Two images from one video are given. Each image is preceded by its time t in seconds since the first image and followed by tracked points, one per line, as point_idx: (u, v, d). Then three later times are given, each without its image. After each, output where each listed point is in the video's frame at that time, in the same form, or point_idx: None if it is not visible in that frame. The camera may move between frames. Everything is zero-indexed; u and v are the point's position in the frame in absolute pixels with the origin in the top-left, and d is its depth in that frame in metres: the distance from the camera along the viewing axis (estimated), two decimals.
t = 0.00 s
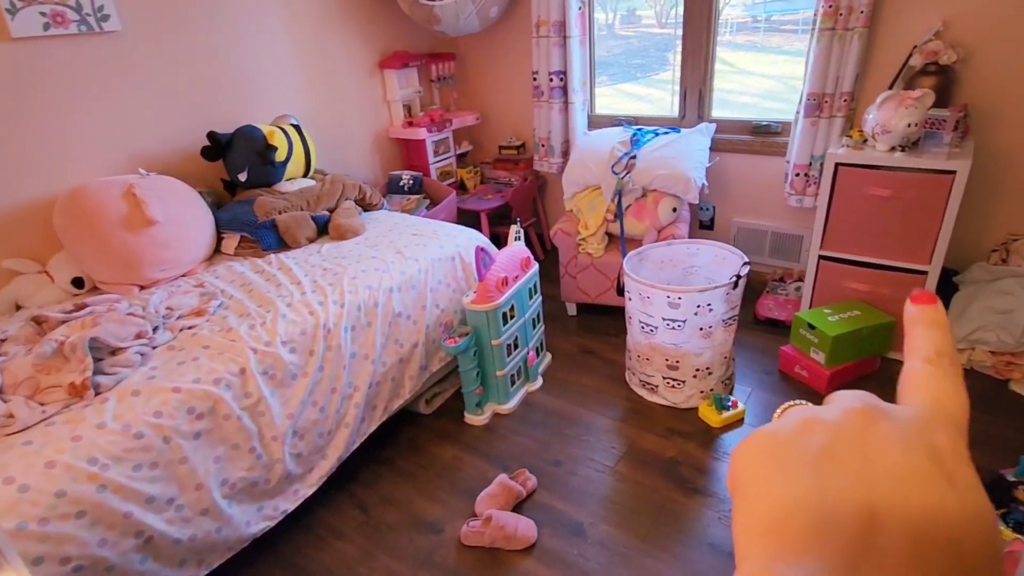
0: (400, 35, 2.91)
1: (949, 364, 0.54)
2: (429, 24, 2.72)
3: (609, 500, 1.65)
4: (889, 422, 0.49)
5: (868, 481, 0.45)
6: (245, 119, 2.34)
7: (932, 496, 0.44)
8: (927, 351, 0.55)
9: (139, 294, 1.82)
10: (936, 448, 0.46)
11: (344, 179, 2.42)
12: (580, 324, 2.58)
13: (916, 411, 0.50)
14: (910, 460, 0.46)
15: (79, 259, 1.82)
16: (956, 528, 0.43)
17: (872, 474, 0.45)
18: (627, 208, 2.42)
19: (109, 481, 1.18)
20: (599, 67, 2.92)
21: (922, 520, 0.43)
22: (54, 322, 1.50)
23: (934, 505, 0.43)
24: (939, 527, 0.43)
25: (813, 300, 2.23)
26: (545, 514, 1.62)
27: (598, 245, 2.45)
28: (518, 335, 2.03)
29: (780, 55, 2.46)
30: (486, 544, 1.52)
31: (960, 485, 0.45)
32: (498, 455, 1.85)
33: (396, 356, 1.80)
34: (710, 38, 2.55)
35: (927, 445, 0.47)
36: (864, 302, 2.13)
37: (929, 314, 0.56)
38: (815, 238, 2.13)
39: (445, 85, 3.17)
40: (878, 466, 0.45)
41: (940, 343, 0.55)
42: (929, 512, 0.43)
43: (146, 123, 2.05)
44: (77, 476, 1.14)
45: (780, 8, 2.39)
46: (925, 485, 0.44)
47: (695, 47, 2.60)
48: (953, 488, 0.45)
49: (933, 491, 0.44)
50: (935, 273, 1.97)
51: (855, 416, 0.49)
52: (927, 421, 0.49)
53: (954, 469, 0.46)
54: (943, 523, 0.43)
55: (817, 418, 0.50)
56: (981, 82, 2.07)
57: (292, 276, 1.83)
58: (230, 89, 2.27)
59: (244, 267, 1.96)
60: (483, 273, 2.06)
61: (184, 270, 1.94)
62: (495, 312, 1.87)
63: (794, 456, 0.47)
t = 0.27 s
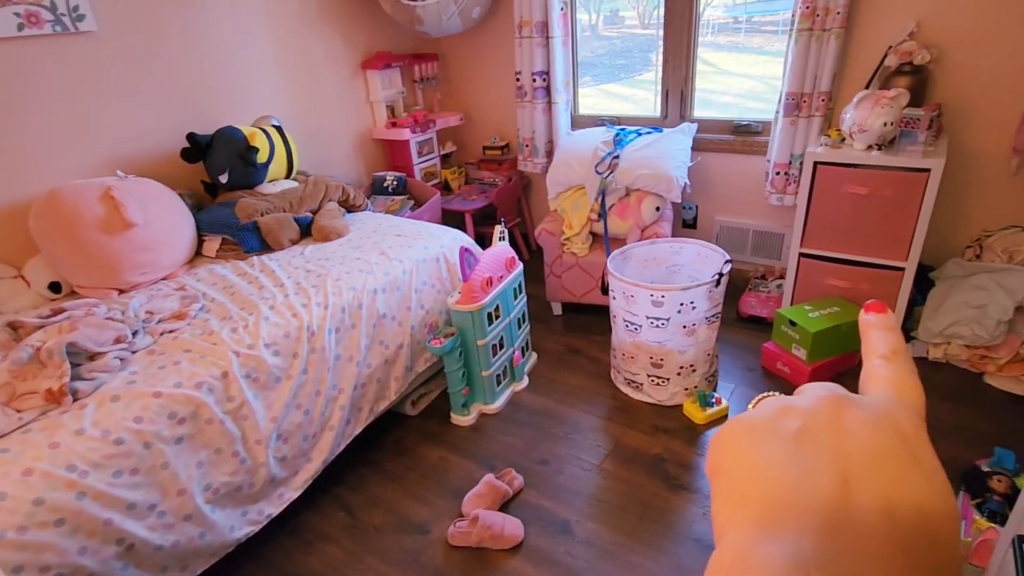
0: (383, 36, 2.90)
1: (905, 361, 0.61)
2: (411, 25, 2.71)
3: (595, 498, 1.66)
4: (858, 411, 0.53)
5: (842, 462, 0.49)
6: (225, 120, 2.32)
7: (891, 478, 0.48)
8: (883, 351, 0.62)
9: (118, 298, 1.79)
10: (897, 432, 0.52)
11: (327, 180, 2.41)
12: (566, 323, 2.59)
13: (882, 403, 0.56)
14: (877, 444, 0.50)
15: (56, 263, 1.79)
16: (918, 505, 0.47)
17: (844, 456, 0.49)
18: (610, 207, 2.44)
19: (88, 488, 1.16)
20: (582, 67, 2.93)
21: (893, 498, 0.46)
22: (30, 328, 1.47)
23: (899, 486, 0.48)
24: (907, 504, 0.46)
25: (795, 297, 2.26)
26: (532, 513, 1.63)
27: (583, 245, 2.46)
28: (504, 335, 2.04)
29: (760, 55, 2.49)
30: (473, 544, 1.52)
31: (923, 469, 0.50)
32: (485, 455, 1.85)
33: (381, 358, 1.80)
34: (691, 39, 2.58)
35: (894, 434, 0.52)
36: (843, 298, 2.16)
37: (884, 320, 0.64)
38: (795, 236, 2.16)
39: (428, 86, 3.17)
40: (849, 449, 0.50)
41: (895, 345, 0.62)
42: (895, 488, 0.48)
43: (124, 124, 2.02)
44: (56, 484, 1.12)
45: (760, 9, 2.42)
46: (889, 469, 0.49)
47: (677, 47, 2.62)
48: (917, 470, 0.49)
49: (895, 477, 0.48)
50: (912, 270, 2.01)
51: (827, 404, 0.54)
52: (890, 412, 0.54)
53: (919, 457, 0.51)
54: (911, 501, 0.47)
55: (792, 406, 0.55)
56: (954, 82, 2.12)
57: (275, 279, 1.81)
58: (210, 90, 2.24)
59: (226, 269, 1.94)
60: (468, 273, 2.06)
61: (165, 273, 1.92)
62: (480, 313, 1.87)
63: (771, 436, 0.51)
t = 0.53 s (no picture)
0: (373, 36, 2.90)
1: (894, 360, 0.62)
2: (402, 25, 2.70)
3: (588, 497, 1.66)
4: (844, 413, 0.54)
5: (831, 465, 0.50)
6: (215, 121, 2.30)
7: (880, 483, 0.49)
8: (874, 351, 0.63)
9: (107, 300, 1.78)
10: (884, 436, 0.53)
11: (318, 181, 2.40)
12: (558, 323, 2.59)
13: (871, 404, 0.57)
14: (865, 446, 0.51)
15: (44, 265, 1.77)
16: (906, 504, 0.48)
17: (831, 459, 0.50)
18: (602, 207, 2.45)
19: (78, 492, 1.15)
20: (574, 67, 2.94)
21: (878, 503, 0.47)
22: (18, 330, 1.46)
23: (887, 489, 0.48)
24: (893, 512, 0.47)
25: (785, 295, 2.28)
26: (525, 513, 1.63)
27: (575, 244, 2.47)
28: (496, 335, 2.04)
29: (751, 55, 2.51)
30: (467, 544, 1.52)
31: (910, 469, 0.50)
32: (478, 455, 1.85)
33: (373, 358, 1.79)
34: (682, 38, 2.59)
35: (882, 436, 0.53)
36: (833, 296, 2.18)
37: (876, 317, 0.65)
38: (785, 234, 2.17)
39: (420, 86, 3.16)
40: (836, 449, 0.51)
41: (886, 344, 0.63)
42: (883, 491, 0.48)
43: (112, 125, 2.01)
44: (45, 488, 1.11)
45: (749, 9, 2.43)
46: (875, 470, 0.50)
47: (667, 48, 2.63)
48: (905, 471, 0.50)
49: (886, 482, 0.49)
50: (900, 268, 2.03)
51: (814, 406, 0.55)
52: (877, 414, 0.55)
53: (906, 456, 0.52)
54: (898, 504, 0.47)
55: (780, 409, 0.55)
56: (941, 81, 2.14)
57: (266, 280, 1.80)
58: (200, 91, 2.23)
59: (217, 271, 1.92)
60: (460, 273, 2.06)
61: (154, 275, 1.90)
62: (473, 313, 1.87)
63: (759, 438, 0.52)
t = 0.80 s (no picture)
0: (373, 35, 2.89)
1: (864, 432, 0.64)
2: (402, 24, 2.70)
3: (590, 496, 1.66)
4: (805, 500, 0.58)
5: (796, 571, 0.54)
6: (215, 120, 2.30)
7: None
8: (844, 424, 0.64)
9: (108, 299, 1.78)
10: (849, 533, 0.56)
11: (319, 180, 2.40)
12: (559, 322, 2.59)
13: (838, 494, 0.59)
14: (822, 543, 0.55)
15: (45, 265, 1.77)
16: None
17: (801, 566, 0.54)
18: (603, 206, 2.44)
19: (79, 492, 1.14)
20: (574, 66, 2.94)
21: None
22: (18, 330, 1.45)
23: None
24: None
25: (787, 294, 2.28)
26: (527, 512, 1.63)
27: (576, 243, 2.47)
28: (497, 334, 2.03)
29: (751, 54, 2.50)
30: (469, 543, 1.52)
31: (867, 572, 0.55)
32: (479, 454, 1.84)
33: (374, 357, 1.79)
34: (682, 38, 2.58)
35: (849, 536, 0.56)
36: (835, 295, 2.18)
37: (849, 382, 0.65)
38: (787, 233, 2.17)
39: (420, 85, 3.16)
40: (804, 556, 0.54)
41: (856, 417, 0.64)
42: None
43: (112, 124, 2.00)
44: (45, 487, 1.11)
45: (749, 8, 2.43)
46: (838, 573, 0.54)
47: (668, 47, 2.62)
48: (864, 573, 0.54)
49: None
50: (902, 267, 2.02)
51: (779, 492, 0.58)
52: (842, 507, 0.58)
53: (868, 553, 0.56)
54: None
55: (748, 494, 0.59)
56: (942, 80, 2.14)
57: (267, 279, 1.80)
58: (200, 90, 2.23)
59: (217, 270, 1.92)
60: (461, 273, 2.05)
61: (155, 274, 1.90)
62: (474, 312, 1.87)
63: (721, 531, 0.56)
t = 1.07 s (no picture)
0: (382, 37, 2.90)
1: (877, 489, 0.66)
2: (411, 25, 2.71)
3: (598, 497, 1.66)
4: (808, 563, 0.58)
5: None
6: (226, 122, 2.32)
7: None
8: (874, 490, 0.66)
9: (120, 299, 1.79)
10: None
11: (328, 181, 2.41)
12: (567, 323, 2.59)
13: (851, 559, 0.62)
14: None
15: (58, 265, 1.79)
16: None
17: None
18: (611, 207, 2.44)
19: (92, 490, 1.16)
20: (582, 67, 2.94)
21: None
22: (32, 329, 1.47)
23: None
24: None
25: (796, 296, 2.26)
26: (534, 513, 1.63)
27: (583, 244, 2.47)
28: (505, 335, 2.04)
29: (759, 55, 2.50)
30: (477, 544, 1.52)
31: None
32: (487, 455, 1.85)
33: (383, 358, 1.80)
34: (690, 39, 2.58)
35: None
36: (844, 297, 2.16)
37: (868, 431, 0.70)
38: (796, 235, 2.16)
39: (428, 86, 3.17)
40: None
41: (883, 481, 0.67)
42: None
43: (124, 126, 2.02)
44: (59, 485, 1.12)
45: (758, 9, 2.42)
46: None
47: (676, 47, 2.62)
48: None
49: None
50: (913, 269, 2.00)
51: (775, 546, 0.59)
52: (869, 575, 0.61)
53: None
54: None
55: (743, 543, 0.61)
56: (953, 81, 2.12)
57: (276, 280, 1.81)
58: (211, 91, 2.24)
59: (227, 270, 1.94)
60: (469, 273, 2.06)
61: (165, 274, 1.92)
62: (482, 313, 1.87)
63: None
